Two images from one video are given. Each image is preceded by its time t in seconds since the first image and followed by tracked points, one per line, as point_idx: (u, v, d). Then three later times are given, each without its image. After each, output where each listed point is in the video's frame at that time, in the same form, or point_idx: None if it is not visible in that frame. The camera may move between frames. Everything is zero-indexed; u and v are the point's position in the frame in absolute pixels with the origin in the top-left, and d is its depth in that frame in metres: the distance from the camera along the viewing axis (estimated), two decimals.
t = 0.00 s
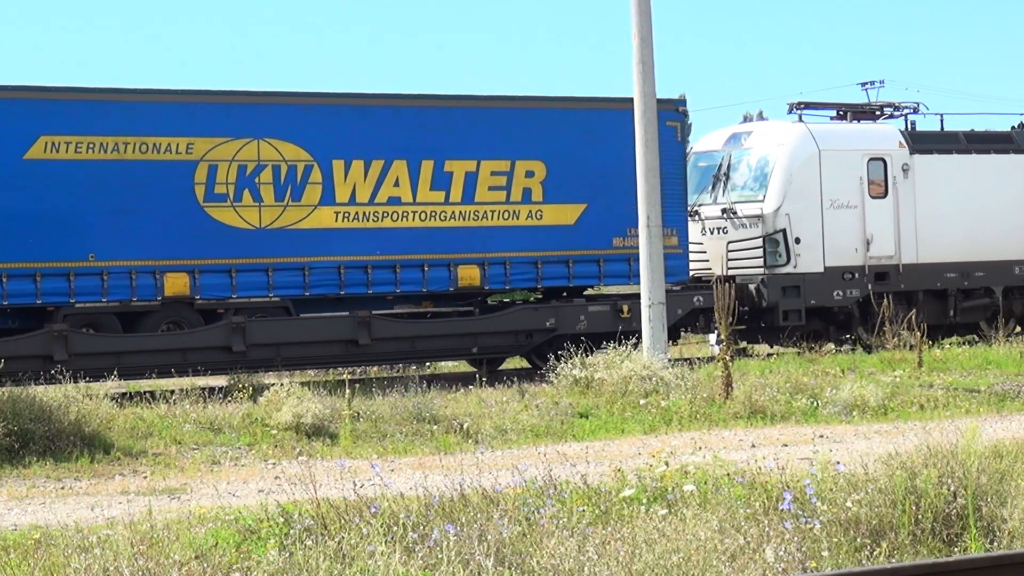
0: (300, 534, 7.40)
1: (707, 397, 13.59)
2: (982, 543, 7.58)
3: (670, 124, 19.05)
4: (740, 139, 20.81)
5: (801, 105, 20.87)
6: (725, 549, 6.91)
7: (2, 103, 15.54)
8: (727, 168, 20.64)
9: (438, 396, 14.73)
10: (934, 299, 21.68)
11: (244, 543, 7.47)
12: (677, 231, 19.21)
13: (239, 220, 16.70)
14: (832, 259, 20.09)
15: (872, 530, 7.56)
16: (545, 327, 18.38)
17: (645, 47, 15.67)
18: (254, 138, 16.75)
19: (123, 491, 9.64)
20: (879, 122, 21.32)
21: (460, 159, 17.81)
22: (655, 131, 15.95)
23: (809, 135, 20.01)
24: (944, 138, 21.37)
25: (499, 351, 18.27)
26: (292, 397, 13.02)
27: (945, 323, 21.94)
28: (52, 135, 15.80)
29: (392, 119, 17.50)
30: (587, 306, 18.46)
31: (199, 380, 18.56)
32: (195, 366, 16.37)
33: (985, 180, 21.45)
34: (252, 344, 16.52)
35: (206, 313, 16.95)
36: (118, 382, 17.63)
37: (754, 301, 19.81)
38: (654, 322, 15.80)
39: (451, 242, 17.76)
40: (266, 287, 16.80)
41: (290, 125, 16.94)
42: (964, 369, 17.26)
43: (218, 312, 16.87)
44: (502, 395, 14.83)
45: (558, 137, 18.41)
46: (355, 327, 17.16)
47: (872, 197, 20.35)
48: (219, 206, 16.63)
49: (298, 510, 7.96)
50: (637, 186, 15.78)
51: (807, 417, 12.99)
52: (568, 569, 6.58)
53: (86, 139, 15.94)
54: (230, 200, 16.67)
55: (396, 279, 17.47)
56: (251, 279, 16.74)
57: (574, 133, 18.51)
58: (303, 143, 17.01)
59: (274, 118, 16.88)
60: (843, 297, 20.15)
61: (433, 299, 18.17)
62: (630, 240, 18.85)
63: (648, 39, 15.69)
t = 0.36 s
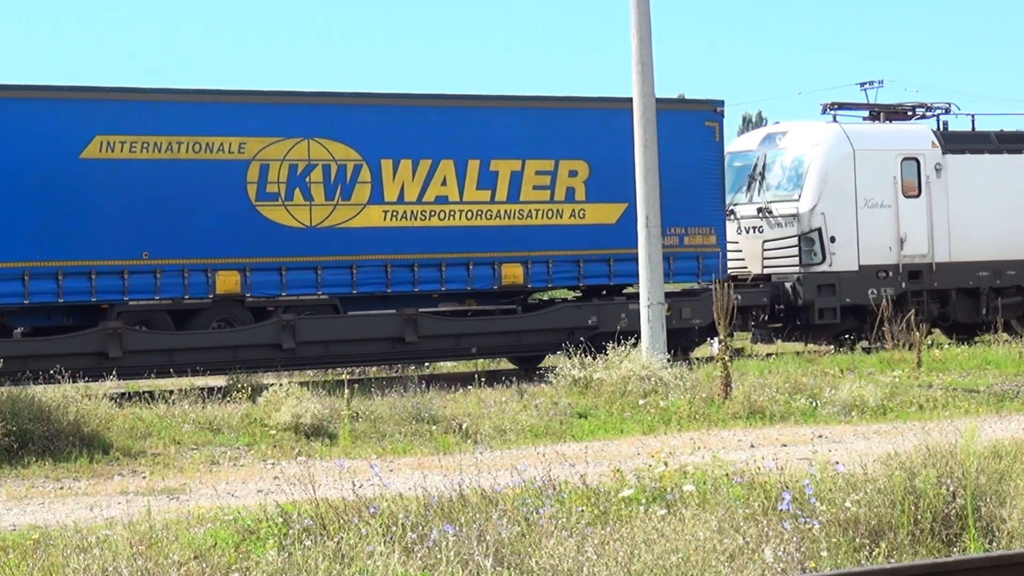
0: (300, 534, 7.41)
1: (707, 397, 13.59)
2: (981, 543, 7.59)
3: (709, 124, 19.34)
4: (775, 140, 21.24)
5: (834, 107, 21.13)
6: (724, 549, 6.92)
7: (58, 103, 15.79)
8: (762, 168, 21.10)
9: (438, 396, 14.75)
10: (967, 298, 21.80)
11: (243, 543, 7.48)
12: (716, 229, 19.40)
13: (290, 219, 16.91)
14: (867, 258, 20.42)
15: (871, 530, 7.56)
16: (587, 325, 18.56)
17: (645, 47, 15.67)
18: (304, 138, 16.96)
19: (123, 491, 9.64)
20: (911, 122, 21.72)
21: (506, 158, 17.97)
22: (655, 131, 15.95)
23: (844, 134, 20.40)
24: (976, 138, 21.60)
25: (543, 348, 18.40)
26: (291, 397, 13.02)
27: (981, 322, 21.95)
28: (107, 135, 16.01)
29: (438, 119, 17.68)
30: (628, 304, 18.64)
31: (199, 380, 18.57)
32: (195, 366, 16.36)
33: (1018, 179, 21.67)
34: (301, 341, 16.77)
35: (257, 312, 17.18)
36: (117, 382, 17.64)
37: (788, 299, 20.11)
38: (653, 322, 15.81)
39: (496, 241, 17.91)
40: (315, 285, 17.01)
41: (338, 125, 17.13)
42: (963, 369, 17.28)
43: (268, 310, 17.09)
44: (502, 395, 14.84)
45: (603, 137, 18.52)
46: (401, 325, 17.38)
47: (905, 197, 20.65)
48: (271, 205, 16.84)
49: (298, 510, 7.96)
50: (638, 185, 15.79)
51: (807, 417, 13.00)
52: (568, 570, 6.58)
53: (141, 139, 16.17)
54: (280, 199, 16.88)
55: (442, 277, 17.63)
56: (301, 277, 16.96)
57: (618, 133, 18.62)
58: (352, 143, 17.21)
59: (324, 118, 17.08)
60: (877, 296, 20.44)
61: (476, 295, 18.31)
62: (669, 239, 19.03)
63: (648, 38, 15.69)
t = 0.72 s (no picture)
0: (300, 534, 7.41)
1: (707, 397, 13.59)
2: (982, 543, 7.60)
3: (747, 125, 19.76)
4: (810, 141, 21.63)
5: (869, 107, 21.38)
6: (724, 549, 6.92)
7: (112, 104, 16.13)
8: (798, 168, 21.54)
9: (437, 396, 14.76)
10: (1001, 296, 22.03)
11: (243, 543, 7.47)
12: (754, 229, 19.83)
13: (338, 218, 17.26)
14: (902, 256, 20.68)
15: (871, 530, 7.57)
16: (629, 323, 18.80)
17: (645, 46, 15.67)
18: (352, 139, 17.32)
19: (123, 491, 9.64)
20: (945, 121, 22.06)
21: (548, 159, 18.33)
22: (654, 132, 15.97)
23: (878, 134, 20.74)
24: (1009, 138, 21.92)
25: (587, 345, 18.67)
26: (291, 397, 13.03)
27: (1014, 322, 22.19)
28: (160, 135, 16.37)
29: (479, 119, 18.01)
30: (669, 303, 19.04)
31: (199, 380, 18.59)
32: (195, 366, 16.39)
33: None
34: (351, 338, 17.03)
35: (307, 308, 17.47)
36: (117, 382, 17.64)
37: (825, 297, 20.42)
38: (653, 322, 15.82)
39: (539, 240, 18.28)
40: (363, 283, 17.38)
41: (383, 125, 17.48)
42: (963, 369, 17.29)
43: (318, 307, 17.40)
44: (502, 395, 14.84)
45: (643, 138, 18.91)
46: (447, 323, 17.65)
47: (939, 197, 20.95)
48: (320, 205, 17.19)
49: (298, 510, 7.96)
50: (637, 185, 15.78)
51: (806, 417, 13.00)
52: (568, 570, 6.57)
53: (193, 139, 16.54)
54: (329, 198, 17.23)
55: (487, 276, 17.98)
56: (349, 275, 17.32)
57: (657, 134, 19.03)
58: (399, 143, 17.57)
59: (370, 118, 17.43)
60: (912, 294, 20.70)
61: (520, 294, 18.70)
62: (708, 238, 19.45)
63: (648, 38, 15.69)
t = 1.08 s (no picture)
0: (300, 534, 7.41)
1: (707, 398, 13.58)
2: (981, 543, 7.60)
3: (784, 125, 20.04)
4: (846, 141, 21.85)
5: (902, 109, 21.53)
6: (724, 549, 6.92)
7: (165, 104, 16.25)
8: (834, 168, 21.70)
9: (437, 396, 14.75)
10: None
11: (243, 543, 7.48)
12: (792, 229, 20.17)
13: (387, 217, 17.53)
14: (937, 255, 21.20)
15: (871, 530, 7.56)
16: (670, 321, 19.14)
17: (644, 45, 15.67)
18: (400, 138, 17.57)
19: (123, 491, 9.64)
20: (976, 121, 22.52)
21: (591, 158, 18.66)
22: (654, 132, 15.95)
23: (913, 134, 21.16)
24: None
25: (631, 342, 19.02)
26: (291, 397, 13.04)
27: None
28: (214, 135, 16.54)
29: (523, 119, 18.30)
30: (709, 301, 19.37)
31: (199, 380, 18.59)
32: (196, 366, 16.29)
33: None
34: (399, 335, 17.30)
35: (353, 307, 17.75)
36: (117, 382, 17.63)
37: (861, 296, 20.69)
38: (653, 322, 15.81)
39: (581, 239, 18.64)
40: (411, 281, 17.65)
41: (427, 124, 17.71)
42: (963, 369, 17.29)
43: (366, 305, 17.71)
44: (502, 395, 14.84)
45: (684, 138, 19.25)
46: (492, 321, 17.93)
47: (973, 196, 21.50)
48: (369, 203, 17.46)
49: (298, 510, 7.96)
50: (637, 185, 15.77)
51: (806, 417, 13.00)
52: (568, 570, 6.58)
53: (246, 139, 16.72)
54: (378, 197, 17.50)
55: (531, 274, 18.33)
56: (397, 273, 17.57)
57: (697, 134, 19.34)
58: (446, 143, 17.84)
59: (417, 118, 17.69)
60: (947, 292, 21.22)
61: (563, 292, 19.08)
62: (747, 237, 19.80)
63: (648, 38, 15.69)
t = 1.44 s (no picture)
0: (300, 534, 7.41)
1: (707, 398, 13.57)
2: (981, 543, 7.61)
3: (821, 126, 20.45)
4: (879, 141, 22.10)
5: (934, 109, 21.59)
6: (724, 549, 6.92)
7: (218, 104, 16.52)
8: (868, 168, 21.99)
9: (437, 396, 14.74)
10: None
11: (243, 543, 7.47)
12: (828, 228, 20.62)
13: (434, 216, 17.84)
14: (971, 255, 21.36)
15: (871, 530, 7.57)
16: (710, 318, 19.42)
17: (644, 45, 15.67)
18: (446, 138, 17.88)
19: (122, 491, 9.64)
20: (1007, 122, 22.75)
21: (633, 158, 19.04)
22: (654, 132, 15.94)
23: (947, 135, 21.28)
24: None
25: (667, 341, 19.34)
26: (290, 397, 13.05)
27: None
28: (265, 135, 16.82)
29: (566, 119, 18.64)
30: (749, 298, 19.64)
31: (199, 380, 18.58)
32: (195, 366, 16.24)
33: None
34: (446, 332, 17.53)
35: (401, 305, 18.02)
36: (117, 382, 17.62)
37: (896, 293, 20.83)
38: (653, 322, 15.80)
39: (623, 237, 19.06)
40: (457, 279, 17.97)
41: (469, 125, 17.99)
42: (963, 369, 17.28)
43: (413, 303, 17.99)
44: (502, 395, 14.84)
45: (722, 138, 19.63)
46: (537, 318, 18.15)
47: (1006, 196, 21.62)
48: (416, 202, 17.77)
49: (298, 510, 7.96)
50: (637, 185, 15.76)
51: (806, 417, 13.00)
52: (568, 570, 6.58)
53: (296, 139, 17.02)
54: (425, 196, 17.81)
55: (575, 272, 18.69)
56: (444, 272, 17.91)
57: (735, 135, 19.73)
58: (491, 143, 18.16)
59: (464, 119, 18.00)
60: (980, 291, 21.39)
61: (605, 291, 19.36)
62: (786, 236, 20.27)
63: (648, 37, 15.69)
